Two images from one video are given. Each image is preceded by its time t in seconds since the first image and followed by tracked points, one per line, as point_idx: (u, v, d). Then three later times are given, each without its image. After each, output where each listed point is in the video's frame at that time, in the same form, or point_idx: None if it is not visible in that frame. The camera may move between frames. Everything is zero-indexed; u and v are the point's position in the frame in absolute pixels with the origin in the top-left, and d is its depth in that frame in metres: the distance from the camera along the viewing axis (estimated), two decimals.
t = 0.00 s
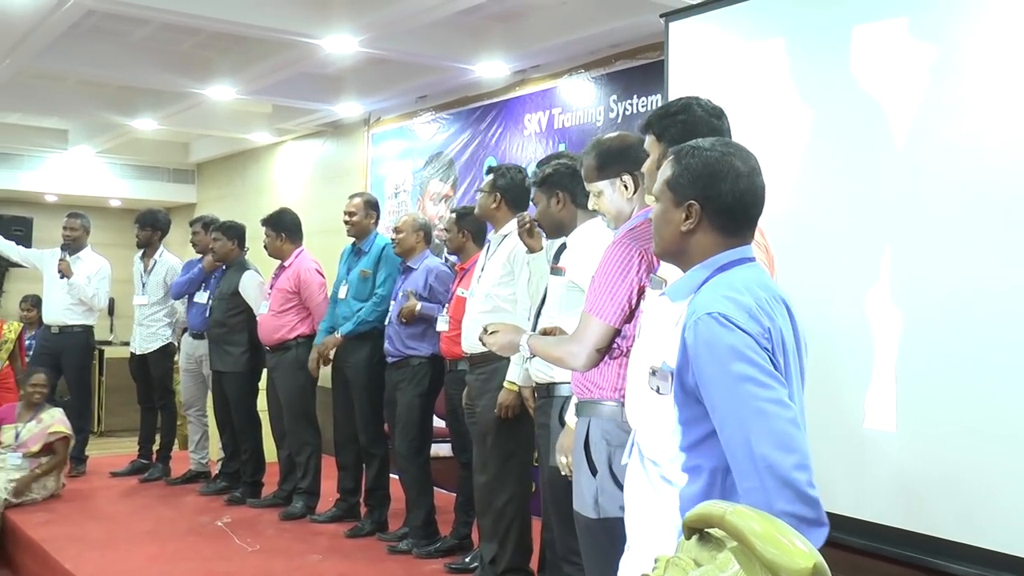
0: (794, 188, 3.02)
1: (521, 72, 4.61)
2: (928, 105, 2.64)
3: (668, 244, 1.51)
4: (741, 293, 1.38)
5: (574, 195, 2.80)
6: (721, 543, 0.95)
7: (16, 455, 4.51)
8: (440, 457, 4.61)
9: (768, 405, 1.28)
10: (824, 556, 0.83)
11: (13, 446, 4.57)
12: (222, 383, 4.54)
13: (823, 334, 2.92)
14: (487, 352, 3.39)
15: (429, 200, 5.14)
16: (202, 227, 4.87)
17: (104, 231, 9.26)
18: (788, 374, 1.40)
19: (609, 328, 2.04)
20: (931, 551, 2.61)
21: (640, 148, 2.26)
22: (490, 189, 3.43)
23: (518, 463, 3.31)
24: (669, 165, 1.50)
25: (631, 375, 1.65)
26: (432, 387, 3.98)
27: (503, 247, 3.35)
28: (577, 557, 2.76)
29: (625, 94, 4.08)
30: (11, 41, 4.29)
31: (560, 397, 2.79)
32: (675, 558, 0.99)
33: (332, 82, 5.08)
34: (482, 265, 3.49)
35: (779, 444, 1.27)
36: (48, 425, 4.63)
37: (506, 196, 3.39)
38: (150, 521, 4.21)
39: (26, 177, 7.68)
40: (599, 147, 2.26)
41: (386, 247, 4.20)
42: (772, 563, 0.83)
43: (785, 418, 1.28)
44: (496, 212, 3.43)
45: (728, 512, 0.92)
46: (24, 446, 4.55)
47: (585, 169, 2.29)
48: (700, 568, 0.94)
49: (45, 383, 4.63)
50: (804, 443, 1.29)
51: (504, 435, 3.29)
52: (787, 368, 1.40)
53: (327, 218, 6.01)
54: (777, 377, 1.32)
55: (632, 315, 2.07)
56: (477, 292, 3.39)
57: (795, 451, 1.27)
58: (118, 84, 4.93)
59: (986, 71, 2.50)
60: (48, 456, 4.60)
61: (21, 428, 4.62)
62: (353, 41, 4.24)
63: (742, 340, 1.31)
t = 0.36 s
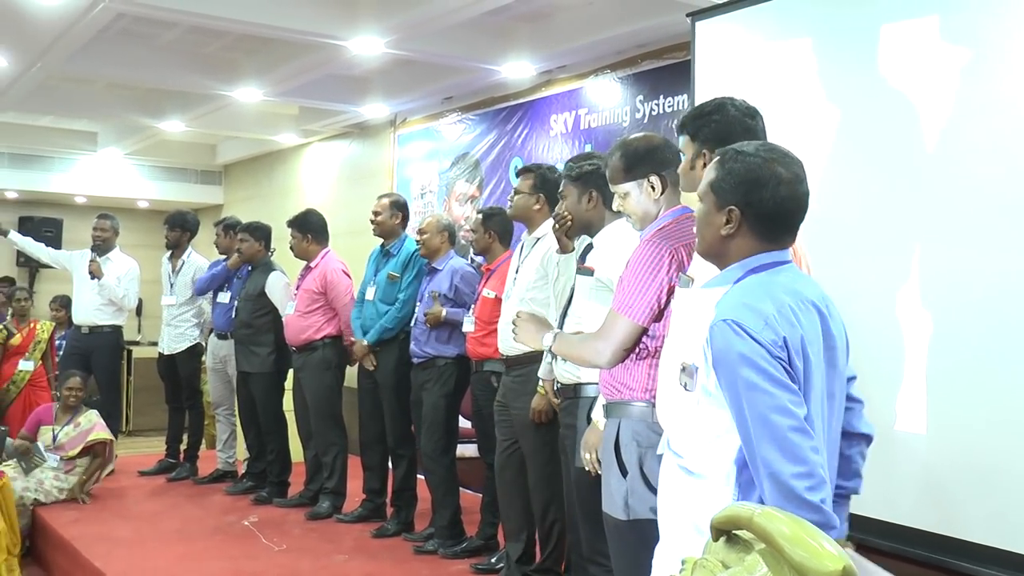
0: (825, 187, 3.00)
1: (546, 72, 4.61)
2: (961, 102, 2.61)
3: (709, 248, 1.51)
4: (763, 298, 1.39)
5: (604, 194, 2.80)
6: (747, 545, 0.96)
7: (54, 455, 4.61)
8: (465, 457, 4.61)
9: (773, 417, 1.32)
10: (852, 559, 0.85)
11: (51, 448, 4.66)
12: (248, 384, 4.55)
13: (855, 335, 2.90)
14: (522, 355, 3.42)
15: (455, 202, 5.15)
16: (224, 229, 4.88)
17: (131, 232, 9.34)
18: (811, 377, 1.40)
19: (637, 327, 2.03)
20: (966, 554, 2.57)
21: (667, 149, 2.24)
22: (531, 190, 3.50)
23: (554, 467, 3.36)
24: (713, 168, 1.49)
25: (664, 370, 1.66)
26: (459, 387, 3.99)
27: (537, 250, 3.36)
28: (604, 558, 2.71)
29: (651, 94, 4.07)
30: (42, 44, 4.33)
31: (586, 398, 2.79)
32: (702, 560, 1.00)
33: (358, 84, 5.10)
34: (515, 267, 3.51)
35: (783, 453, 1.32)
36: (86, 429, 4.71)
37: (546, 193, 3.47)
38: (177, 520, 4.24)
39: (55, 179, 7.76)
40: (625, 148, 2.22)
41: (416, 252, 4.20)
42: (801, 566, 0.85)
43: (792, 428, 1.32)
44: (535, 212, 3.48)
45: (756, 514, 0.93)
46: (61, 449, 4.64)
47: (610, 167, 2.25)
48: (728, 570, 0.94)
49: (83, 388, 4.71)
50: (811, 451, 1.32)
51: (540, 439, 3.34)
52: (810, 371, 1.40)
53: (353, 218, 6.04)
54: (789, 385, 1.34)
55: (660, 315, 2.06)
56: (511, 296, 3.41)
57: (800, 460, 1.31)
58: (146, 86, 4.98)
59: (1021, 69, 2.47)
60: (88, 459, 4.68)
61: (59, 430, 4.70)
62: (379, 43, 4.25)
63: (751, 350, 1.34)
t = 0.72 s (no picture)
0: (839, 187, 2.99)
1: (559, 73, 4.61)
2: (977, 101, 2.60)
3: (734, 248, 1.51)
4: (773, 294, 1.39)
5: (619, 193, 2.79)
6: (760, 546, 1.07)
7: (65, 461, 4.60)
8: (477, 458, 4.62)
9: (779, 410, 1.33)
10: (862, 561, 0.96)
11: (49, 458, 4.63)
12: (260, 385, 4.55)
13: (870, 336, 2.89)
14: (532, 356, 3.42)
15: (468, 203, 5.16)
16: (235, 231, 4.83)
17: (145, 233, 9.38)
18: (823, 371, 1.39)
19: (645, 324, 2.01)
20: (983, 556, 2.56)
21: (680, 151, 2.22)
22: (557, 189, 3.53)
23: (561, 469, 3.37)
24: (746, 170, 1.48)
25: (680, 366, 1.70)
26: (471, 387, 3.99)
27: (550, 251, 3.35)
28: (616, 560, 2.71)
29: (664, 95, 4.06)
30: (56, 46, 4.36)
31: (597, 399, 2.78)
32: (716, 560, 1.12)
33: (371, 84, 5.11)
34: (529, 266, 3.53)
35: (788, 445, 1.33)
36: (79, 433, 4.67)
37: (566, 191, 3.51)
38: (190, 520, 4.25)
39: (68, 180, 7.80)
40: (637, 150, 2.21)
41: (422, 252, 4.20)
42: (813, 566, 0.96)
43: (798, 421, 1.32)
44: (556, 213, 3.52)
45: (770, 516, 1.05)
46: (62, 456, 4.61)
47: (622, 168, 2.24)
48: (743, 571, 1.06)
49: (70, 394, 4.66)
50: (817, 444, 1.32)
51: (551, 439, 3.35)
52: (822, 366, 1.39)
53: (366, 219, 6.05)
54: (798, 379, 1.34)
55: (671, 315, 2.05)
56: (524, 296, 3.42)
57: (805, 453, 1.32)
58: (159, 88, 5.00)
59: None
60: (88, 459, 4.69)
61: (52, 440, 4.65)
62: (391, 44, 4.26)
63: (758, 344, 1.35)
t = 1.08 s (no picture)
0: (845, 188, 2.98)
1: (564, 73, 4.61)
2: (983, 101, 2.59)
3: (745, 250, 1.50)
4: (791, 299, 1.39)
5: (622, 193, 2.79)
6: (764, 547, 1.10)
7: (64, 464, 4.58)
8: (482, 458, 4.62)
9: (792, 414, 1.33)
10: (868, 563, 0.98)
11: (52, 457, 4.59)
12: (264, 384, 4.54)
13: (876, 337, 2.88)
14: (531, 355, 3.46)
15: (472, 203, 5.15)
16: (237, 232, 4.85)
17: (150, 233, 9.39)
18: (836, 379, 1.39)
19: (646, 322, 2.02)
20: (990, 558, 2.55)
21: (685, 150, 2.21)
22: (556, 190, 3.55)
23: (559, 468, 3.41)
24: (759, 173, 1.48)
25: (690, 367, 1.69)
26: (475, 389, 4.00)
27: (551, 251, 3.39)
28: (619, 560, 2.70)
29: (668, 95, 4.07)
30: (62, 47, 4.36)
31: (598, 400, 2.78)
32: (721, 561, 1.14)
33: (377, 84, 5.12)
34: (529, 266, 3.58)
35: (798, 451, 1.32)
36: (84, 432, 4.63)
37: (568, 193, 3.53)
38: (195, 520, 4.25)
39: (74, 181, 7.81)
40: (642, 150, 2.21)
41: (419, 251, 4.18)
42: (818, 567, 0.98)
43: (809, 427, 1.32)
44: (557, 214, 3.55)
45: (775, 517, 1.06)
46: (65, 457, 4.58)
47: (627, 169, 2.24)
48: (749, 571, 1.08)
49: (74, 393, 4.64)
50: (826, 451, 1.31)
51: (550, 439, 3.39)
52: (836, 373, 1.39)
53: (371, 219, 6.06)
54: (812, 384, 1.34)
55: (675, 314, 2.05)
56: (522, 296, 3.44)
57: (815, 459, 1.31)
58: (164, 88, 5.00)
59: None
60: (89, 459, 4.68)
61: (56, 439, 4.60)
62: (396, 44, 4.26)
63: (776, 346, 1.34)
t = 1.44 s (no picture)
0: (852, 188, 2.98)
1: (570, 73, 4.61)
2: (991, 100, 2.58)
3: (751, 248, 1.50)
4: (809, 303, 1.39)
5: (619, 193, 2.78)
6: (771, 547, 1.10)
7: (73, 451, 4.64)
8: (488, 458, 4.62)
9: (809, 420, 1.33)
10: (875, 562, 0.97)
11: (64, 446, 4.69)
12: (272, 384, 4.54)
13: (885, 336, 2.88)
14: (535, 353, 3.52)
15: (479, 203, 5.15)
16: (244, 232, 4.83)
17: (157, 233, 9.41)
18: (851, 382, 1.39)
19: (647, 319, 2.03)
20: (999, 558, 2.54)
21: (691, 149, 2.20)
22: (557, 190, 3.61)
23: (563, 468, 3.43)
24: (762, 170, 1.49)
25: (699, 368, 1.69)
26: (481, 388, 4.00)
27: (551, 251, 3.52)
28: (624, 561, 2.70)
29: (675, 95, 4.06)
30: (69, 48, 4.38)
31: (600, 401, 2.79)
32: (728, 561, 1.13)
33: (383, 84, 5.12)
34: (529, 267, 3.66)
35: (816, 457, 1.33)
36: (95, 423, 4.80)
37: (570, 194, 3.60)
38: (203, 520, 4.26)
39: (81, 181, 7.83)
40: (648, 149, 2.21)
41: (422, 253, 4.15)
42: (826, 567, 0.98)
43: (827, 433, 1.32)
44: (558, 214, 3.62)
45: (783, 517, 1.07)
46: (77, 445, 4.69)
47: (632, 169, 2.24)
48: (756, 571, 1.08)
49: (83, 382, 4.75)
50: (843, 457, 1.32)
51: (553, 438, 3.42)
52: (851, 376, 1.39)
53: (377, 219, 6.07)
54: (829, 390, 1.34)
55: (679, 313, 2.07)
56: (524, 295, 3.55)
57: (832, 466, 1.32)
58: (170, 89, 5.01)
59: None
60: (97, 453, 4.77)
61: (68, 428, 4.73)
62: (402, 44, 4.26)
63: (795, 353, 1.34)
